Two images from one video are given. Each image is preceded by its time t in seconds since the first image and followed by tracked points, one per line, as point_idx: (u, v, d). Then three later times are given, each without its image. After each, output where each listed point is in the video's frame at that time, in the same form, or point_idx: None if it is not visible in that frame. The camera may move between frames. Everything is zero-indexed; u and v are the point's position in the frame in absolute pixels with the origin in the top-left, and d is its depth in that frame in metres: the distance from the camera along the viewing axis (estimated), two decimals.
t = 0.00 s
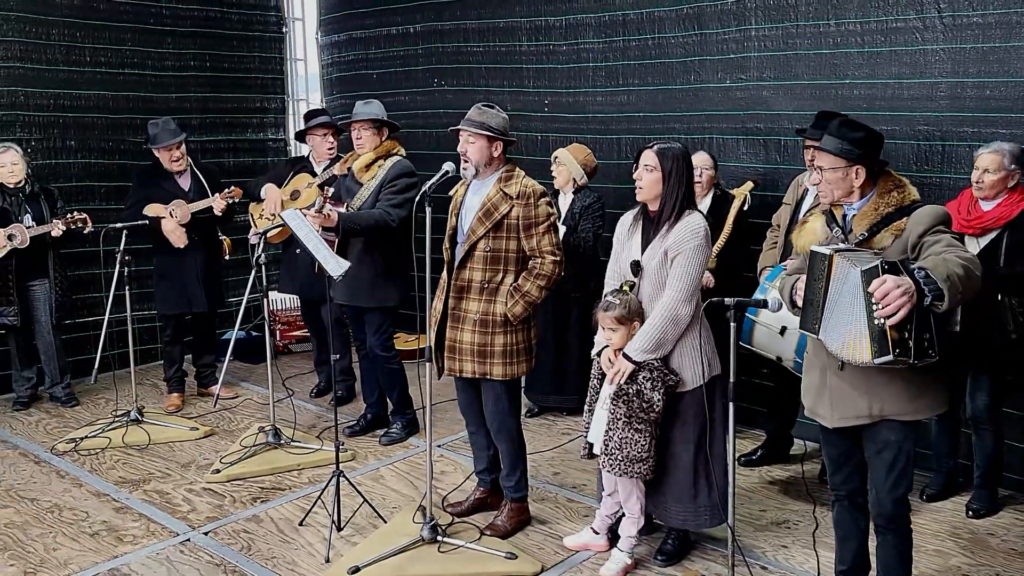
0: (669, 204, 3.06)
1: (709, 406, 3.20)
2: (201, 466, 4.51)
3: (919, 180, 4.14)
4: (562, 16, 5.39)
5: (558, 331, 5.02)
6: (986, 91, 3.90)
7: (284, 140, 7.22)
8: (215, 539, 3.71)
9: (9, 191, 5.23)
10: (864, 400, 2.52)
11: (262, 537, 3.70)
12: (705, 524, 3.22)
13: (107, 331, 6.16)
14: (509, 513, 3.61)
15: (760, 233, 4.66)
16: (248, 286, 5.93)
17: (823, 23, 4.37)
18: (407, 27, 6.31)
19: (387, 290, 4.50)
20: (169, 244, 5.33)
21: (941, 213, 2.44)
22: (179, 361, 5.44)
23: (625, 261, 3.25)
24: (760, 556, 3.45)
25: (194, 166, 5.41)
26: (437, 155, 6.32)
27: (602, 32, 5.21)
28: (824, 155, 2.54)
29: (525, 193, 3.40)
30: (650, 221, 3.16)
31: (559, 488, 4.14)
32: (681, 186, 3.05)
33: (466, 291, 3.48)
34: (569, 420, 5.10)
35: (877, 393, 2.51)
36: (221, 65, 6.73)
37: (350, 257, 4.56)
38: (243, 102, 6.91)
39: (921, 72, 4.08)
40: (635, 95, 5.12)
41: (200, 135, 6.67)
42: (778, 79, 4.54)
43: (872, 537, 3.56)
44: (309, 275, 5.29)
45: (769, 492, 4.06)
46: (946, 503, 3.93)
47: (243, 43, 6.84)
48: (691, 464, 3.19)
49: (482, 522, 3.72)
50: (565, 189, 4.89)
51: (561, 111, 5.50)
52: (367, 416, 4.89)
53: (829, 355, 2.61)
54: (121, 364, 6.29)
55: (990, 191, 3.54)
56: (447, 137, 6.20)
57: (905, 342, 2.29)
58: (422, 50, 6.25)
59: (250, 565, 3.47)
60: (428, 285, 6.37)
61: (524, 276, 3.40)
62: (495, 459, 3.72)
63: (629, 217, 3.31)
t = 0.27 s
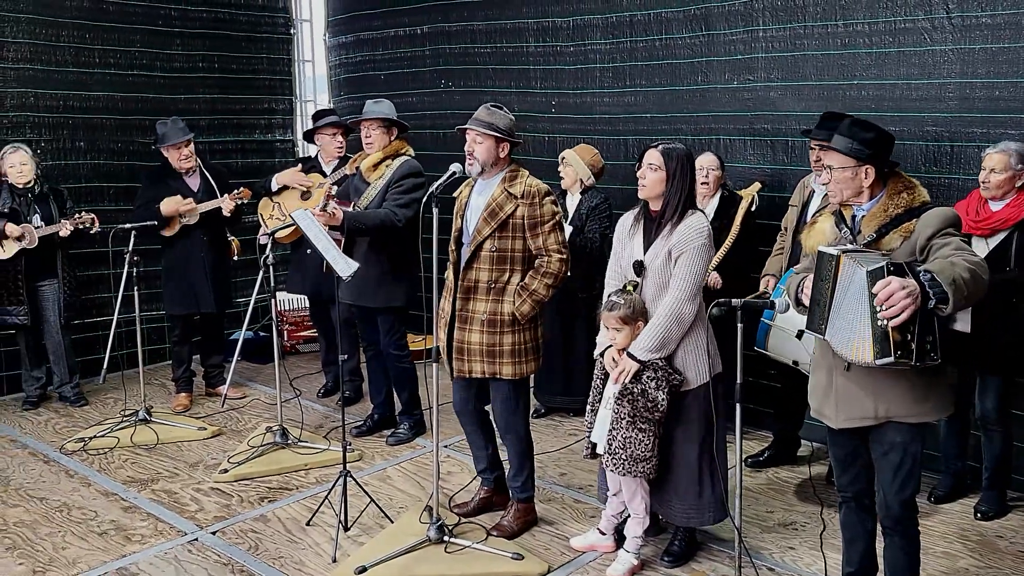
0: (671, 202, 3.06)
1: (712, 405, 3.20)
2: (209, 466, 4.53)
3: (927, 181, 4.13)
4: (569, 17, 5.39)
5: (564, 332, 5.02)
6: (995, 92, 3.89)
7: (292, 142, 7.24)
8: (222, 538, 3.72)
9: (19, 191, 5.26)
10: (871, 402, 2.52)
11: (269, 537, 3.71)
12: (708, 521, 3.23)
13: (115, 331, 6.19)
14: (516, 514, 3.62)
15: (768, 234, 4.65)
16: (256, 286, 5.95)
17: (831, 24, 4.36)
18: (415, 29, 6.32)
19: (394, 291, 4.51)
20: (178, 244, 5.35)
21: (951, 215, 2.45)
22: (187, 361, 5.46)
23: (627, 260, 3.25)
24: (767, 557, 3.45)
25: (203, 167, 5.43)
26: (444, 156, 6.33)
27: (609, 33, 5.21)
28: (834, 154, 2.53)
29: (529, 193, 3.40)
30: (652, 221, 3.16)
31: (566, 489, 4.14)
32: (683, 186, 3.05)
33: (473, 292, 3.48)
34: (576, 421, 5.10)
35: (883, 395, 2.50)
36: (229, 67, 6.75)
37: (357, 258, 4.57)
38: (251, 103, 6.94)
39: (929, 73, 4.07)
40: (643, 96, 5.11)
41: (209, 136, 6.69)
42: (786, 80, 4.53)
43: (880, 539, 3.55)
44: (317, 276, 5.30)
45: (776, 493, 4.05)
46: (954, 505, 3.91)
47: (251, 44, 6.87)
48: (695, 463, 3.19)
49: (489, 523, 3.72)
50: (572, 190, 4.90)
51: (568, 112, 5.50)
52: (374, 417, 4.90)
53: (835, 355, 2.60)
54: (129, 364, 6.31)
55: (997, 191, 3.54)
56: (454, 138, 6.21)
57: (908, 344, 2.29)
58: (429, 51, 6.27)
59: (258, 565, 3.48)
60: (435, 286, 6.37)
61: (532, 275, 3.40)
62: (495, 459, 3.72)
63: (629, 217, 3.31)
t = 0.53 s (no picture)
0: (679, 204, 3.04)
1: (717, 406, 3.18)
2: (215, 466, 4.53)
3: (936, 182, 4.11)
4: (576, 17, 5.38)
5: (571, 333, 5.01)
6: (1005, 93, 3.87)
7: (299, 142, 7.24)
8: (229, 539, 3.72)
9: (27, 192, 5.28)
10: (880, 406, 2.51)
11: (275, 538, 3.71)
12: (712, 525, 3.21)
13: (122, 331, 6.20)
14: (522, 516, 3.61)
15: (775, 236, 4.64)
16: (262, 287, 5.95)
17: (839, 24, 4.35)
18: (421, 29, 6.32)
19: (400, 292, 4.51)
20: (185, 245, 5.35)
21: (960, 218, 2.43)
22: (194, 362, 5.47)
23: (635, 260, 3.24)
24: (774, 560, 3.43)
25: (210, 168, 5.45)
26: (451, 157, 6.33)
27: (616, 34, 5.20)
28: (841, 156, 2.52)
29: (537, 193, 3.41)
30: (658, 222, 3.15)
31: (572, 491, 4.13)
32: (691, 187, 3.04)
33: (484, 294, 3.44)
34: (582, 423, 5.09)
35: (891, 397, 2.49)
36: (236, 67, 6.76)
37: (365, 258, 4.57)
38: (258, 104, 6.94)
39: (938, 73, 4.05)
40: (650, 97, 5.10)
41: (216, 137, 6.70)
42: (794, 80, 4.51)
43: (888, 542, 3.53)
44: (324, 277, 5.31)
45: (784, 495, 4.03)
46: (963, 508, 3.89)
47: (258, 45, 6.88)
48: (698, 464, 3.18)
49: (496, 524, 3.71)
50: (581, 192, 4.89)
51: (575, 112, 5.49)
52: (380, 418, 4.89)
53: (844, 358, 2.59)
54: (137, 365, 6.32)
55: (1008, 194, 3.52)
56: (460, 138, 6.21)
57: (914, 353, 2.29)
58: (436, 52, 6.26)
59: (264, 566, 3.48)
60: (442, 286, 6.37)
61: (545, 274, 3.40)
62: (506, 461, 3.72)
63: (637, 219, 3.30)
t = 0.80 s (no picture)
0: (690, 205, 3.03)
1: (724, 410, 3.16)
2: (222, 467, 4.54)
3: (944, 183, 4.09)
4: (583, 18, 5.38)
5: (577, 334, 5.00)
6: (1013, 93, 3.85)
7: (305, 143, 7.25)
8: (235, 539, 3.72)
9: (35, 193, 5.30)
10: (888, 407, 2.50)
11: (281, 538, 3.72)
12: (717, 531, 3.19)
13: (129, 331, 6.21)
14: (528, 517, 3.60)
15: (782, 237, 4.62)
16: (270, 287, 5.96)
17: (847, 24, 4.33)
18: (428, 30, 6.32)
19: (407, 292, 4.51)
20: (192, 246, 5.36)
21: (970, 218, 2.42)
22: (201, 362, 5.48)
23: (646, 261, 3.24)
24: (781, 562, 3.42)
25: (219, 169, 5.47)
26: (457, 158, 6.33)
27: (623, 35, 5.19)
28: (848, 157, 2.51)
29: (545, 192, 3.40)
30: (671, 223, 3.13)
31: (578, 492, 4.12)
32: (703, 187, 3.03)
33: (495, 294, 3.43)
34: (588, 424, 5.08)
35: (898, 400, 2.48)
36: (243, 68, 6.77)
37: (376, 259, 4.58)
38: (265, 104, 6.95)
39: (946, 73, 4.03)
40: (656, 97, 5.09)
41: (223, 138, 6.71)
42: (801, 81, 4.50)
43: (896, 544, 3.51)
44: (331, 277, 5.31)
45: (791, 497, 4.02)
46: (971, 510, 3.87)
47: (265, 46, 6.88)
48: (703, 467, 3.17)
49: (502, 525, 3.71)
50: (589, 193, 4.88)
51: (581, 113, 5.49)
52: (387, 419, 4.89)
53: (852, 358, 2.57)
54: (144, 365, 6.33)
55: (1018, 193, 3.50)
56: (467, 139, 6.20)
57: (919, 356, 2.29)
58: (443, 52, 6.26)
59: (270, 566, 3.48)
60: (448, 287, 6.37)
61: (554, 273, 3.38)
62: (513, 462, 3.71)
63: (652, 220, 3.29)
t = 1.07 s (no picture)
0: (702, 207, 3.03)
1: (731, 414, 3.14)
2: (228, 467, 4.55)
3: (952, 185, 4.08)
4: (590, 19, 5.38)
5: (583, 335, 5.00)
6: (1021, 94, 3.84)
7: (312, 144, 7.26)
8: (242, 540, 3.73)
9: (43, 194, 5.32)
10: (894, 409, 2.49)
11: (288, 539, 3.72)
12: (726, 536, 3.20)
13: (137, 332, 6.23)
14: (534, 518, 3.60)
15: (788, 238, 4.61)
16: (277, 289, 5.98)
17: (854, 25, 4.32)
18: (434, 31, 6.33)
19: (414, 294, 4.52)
20: (199, 247, 5.37)
21: (978, 220, 2.40)
22: (207, 363, 5.49)
23: (658, 263, 3.25)
24: (788, 564, 3.41)
25: (228, 170, 5.49)
26: (463, 159, 6.33)
27: (629, 36, 5.19)
28: (856, 158, 2.51)
29: (550, 195, 3.40)
30: (682, 225, 3.13)
31: (584, 493, 4.12)
32: (714, 190, 3.03)
33: (492, 293, 3.47)
34: (594, 425, 5.08)
35: (905, 402, 2.47)
36: (250, 70, 6.79)
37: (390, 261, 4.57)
38: (272, 106, 6.97)
39: (953, 75, 4.03)
40: (663, 98, 5.09)
41: (230, 139, 6.73)
42: (808, 82, 4.49)
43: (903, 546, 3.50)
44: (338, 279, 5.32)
45: (797, 499, 4.01)
46: (979, 512, 3.86)
47: (272, 47, 6.90)
48: (710, 470, 3.16)
49: (508, 526, 3.71)
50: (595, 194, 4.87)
51: (588, 114, 5.49)
52: (393, 420, 4.89)
53: (859, 360, 2.57)
54: (151, 365, 6.35)
55: None
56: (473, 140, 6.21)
57: (923, 362, 2.27)
58: (449, 54, 6.27)
59: (277, 567, 3.49)
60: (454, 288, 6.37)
61: (551, 276, 3.39)
62: (521, 463, 3.71)
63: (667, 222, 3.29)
